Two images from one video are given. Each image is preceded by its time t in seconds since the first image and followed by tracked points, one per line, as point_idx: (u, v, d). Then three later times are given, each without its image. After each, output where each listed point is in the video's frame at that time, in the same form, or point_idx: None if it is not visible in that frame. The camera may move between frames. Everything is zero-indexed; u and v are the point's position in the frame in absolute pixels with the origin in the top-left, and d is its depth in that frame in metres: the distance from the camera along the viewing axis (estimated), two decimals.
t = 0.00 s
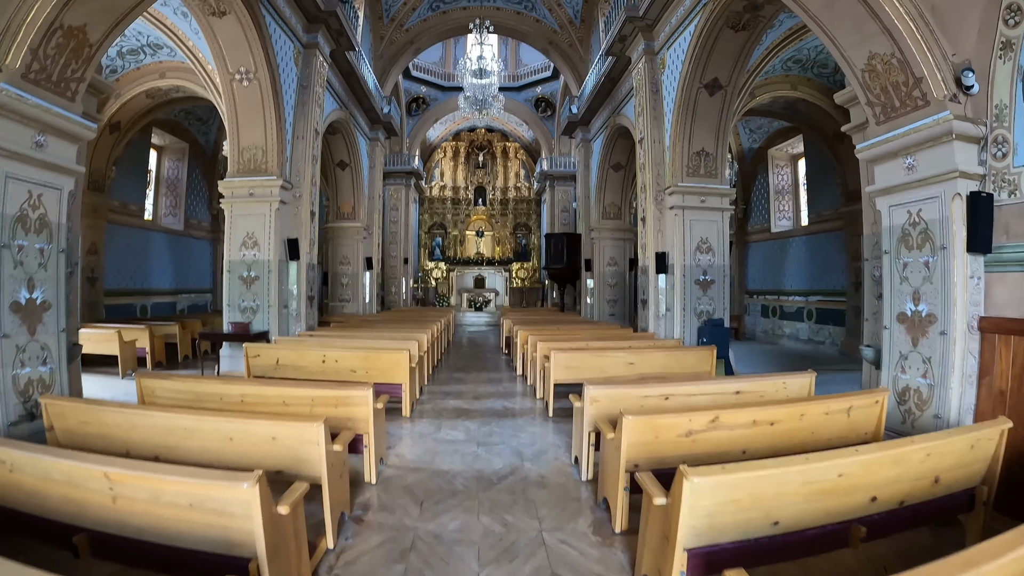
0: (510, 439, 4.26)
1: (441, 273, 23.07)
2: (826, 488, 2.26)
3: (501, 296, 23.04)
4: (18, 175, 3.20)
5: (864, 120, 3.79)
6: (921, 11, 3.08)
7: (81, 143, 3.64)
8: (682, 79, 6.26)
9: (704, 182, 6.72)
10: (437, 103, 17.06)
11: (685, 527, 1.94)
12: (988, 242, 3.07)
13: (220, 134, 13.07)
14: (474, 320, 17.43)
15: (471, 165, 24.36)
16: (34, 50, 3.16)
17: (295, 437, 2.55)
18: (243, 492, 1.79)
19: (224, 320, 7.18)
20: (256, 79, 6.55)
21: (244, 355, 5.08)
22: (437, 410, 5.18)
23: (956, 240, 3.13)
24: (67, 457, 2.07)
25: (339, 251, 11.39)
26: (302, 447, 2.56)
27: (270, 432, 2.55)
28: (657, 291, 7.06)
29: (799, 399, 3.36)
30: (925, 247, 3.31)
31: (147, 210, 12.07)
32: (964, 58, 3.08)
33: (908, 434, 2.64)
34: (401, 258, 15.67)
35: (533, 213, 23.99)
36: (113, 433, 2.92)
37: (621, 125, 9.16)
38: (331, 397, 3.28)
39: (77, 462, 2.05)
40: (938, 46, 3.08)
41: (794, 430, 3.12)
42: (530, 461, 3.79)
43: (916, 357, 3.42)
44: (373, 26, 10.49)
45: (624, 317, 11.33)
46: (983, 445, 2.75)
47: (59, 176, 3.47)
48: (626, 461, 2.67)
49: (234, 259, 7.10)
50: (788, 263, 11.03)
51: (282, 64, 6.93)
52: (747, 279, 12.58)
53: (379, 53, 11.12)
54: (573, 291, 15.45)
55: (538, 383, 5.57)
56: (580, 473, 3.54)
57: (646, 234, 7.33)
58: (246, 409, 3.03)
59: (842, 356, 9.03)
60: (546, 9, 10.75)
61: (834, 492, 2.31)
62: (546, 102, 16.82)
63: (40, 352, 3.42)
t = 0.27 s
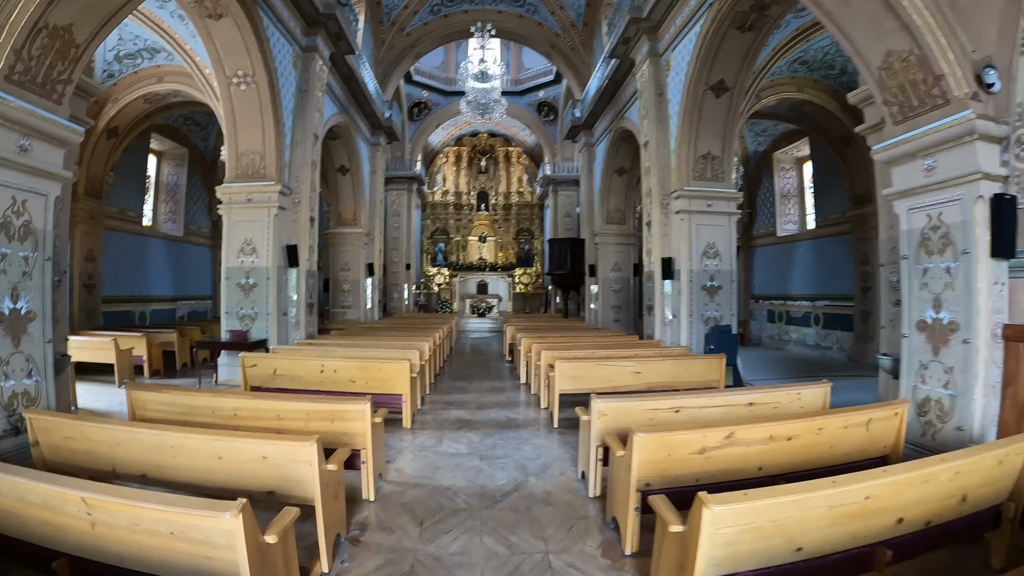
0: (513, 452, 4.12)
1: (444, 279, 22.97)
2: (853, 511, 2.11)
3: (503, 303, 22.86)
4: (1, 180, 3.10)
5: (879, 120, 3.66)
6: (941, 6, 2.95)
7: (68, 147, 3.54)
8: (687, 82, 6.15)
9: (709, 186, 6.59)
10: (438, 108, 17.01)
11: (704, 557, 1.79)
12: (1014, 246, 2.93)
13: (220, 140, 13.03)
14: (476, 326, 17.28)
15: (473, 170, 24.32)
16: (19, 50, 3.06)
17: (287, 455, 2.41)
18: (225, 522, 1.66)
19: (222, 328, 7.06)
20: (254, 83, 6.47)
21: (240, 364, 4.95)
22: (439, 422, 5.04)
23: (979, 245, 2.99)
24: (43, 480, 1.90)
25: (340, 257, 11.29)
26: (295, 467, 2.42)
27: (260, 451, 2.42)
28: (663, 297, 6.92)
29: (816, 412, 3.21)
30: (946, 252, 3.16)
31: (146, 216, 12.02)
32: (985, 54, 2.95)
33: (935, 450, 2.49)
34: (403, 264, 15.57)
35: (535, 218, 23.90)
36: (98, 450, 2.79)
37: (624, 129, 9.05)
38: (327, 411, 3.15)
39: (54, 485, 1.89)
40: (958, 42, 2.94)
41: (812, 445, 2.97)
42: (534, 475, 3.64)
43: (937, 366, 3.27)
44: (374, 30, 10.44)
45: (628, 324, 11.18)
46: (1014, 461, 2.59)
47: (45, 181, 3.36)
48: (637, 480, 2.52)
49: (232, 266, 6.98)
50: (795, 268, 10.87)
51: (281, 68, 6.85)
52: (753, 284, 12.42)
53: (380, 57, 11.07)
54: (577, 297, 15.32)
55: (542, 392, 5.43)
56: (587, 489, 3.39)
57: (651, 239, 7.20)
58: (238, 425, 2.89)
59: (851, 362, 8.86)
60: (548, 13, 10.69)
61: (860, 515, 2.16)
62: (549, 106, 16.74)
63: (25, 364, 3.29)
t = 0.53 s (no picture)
0: (519, 456, 4.00)
1: (446, 279, 22.49)
2: (884, 523, 1.99)
3: (507, 303, 23.02)
4: None
5: (897, 115, 3.54)
6: None
7: (61, 139, 3.44)
8: (695, 78, 6.03)
9: (718, 184, 6.47)
10: (441, 107, 16.93)
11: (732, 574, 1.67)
12: None
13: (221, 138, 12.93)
14: (479, 327, 17.16)
15: (476, 170, 24.22)
16: (9, 37, 2.96)
17: (285, 461, 2.30)
18: (215, 537, 1.54)
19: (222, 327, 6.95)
20: (256, 79, 6.37)
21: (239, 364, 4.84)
22: (442, 424, 4.92)
23: (1006, 243, 2.86)
24: (25, 488, 1.80)
25: (343, 256, 11.18)
26: (294, 473, 2.31)
27: (256, 458, 2.30)
28: (671, 298, 6.79)
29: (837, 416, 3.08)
30: (970, 251, 3.04)
31: (147, 214, 11.94)
32: (1010, 46, 2.81)
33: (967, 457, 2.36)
34: (406, 264, 15.47)
35: (539, 218, 23.78)
36: (88, 453, 2.68)
37: (631, 127, 8.94)
38: (327, 413, 3.03)
39: (36, 494, 1.78)
40: (983, 33, 2.81)
41: (832, 451, 2.85)
42: (541, 480, 3.52)
43: (960, 369, 3.14)
44: (377, 28, 10.35)
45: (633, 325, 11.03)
46: None
47: (36, 173, 3.26)
48: (653, 489, 2.40)
49: (232, 264, 6.87)
50: (803, 269, 10.74)
51: (283, 64, 6.75)
52: (759, 284, 12.27)
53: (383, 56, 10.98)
54: (581, 297, 15.20)
55: (548, 394, 5.31)
56: (596, 495, 3.27)
57: (658, 239, 7.08)
58: (234, 428, 2.77)
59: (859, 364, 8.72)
60: (553, 10, 10.59)
61: (891, 527, 2.04)
62: (553, 105, 16.63)
63: (14, 364, 3.18)
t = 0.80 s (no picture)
0: (522, 464, 3.87)
1: (444, 282, 22.69)
2: (917, 541, 1.87)
3: (505, 307, 22.65)
4: None
5: (914, 116, 3.43)
6: None
7: (48, 131, 3.30)
8: (700, 79, 5.94)
9: (723, 187, 6.38)
10: (441, 108, 16.85)
11: None
12: None
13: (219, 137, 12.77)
14: (477, 331, 17.02)
15: (475, 173, 24.14)
16: None
17: (279, 473, 2.16)
18: (200, 562, 1.40)
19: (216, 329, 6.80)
20: (253, 75, 6.24)
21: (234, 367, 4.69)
22: (442, 430, 4.78)
23: None
24: None
25: (341, 257, 11.04)
26: (289, 486, 2.17)
27: (247, 469, 2.17)
28: (674, 302, 6.67)
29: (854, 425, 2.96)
30: (991, 255, 2.93)
31: (142, 213, 11.79)
32: None
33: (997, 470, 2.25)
34: (405, 266, 15.35)
35: (538, 221, 23.69)
36: (71, 461, 2.53)
37: (633, 130, 8.86)
38: (323, 421, 2.89)
39: (9, 509, 1.65)
40: (1008, 31, 2.69)
41: (852, 462, 2.73)
42: (546, 491, 3.39)
43: (981, 377, 3.03)
44: (377, 27, 10.26)
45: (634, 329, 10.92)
46: None
47: (21, 165, 3.12)
48: (668, 503, 2.28)
49: (227, 264, 6.73)
50: (805, 274, 10.67)
51: (281, 61, 6.62)
52: (761, 290, 12.19)
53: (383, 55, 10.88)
54: (581, 301, 15.08)
55: (550, 400, 5.19)
56: (604, 507, 3.14)
57: (662, 242, 6.98)
58: (226, 436, 2.63)
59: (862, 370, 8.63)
60: (555, 12, 10.53)
61: (923, 546, 1.92)
62: (553, 108, 16.57)
63: None
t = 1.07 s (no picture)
0: (524, 477, 3.75)
1: (441, 288, 22.62)
2: (946, 562, 1.77)
3: (502, 312, 22.38)
4: None
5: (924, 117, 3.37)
6: None
7: (32, 134, 3.18)
8: (701, 82, 5.88)
9: (724, 191, 6.31)
10: (437, 113, 16.79)
11: None
12: None
13: (213, 142, 12.65)
14: (474, 337, 16.89)
15: (472, 178, 24.09)
16: None
17: (271, 494, 2.05)
18: None
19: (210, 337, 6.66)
20: (247, 79, 6.14)
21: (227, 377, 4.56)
22: (441, 441, 4.66)
23: None
24: None
25: (337, 263, 10.93)
26: (281, 508, 2.06)
27: (237, 490, 2.06)
28: (676, 307, 6.58)
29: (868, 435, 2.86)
30: (1007, 258, 2.85)
31: (136, 219, 11.66)
32: None
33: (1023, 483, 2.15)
34: (401, 272, 15.24)
35: (535, 227, 23.63)
36: (54, 480, 2.40)
37: (632, 134, 8.81)
38: (317, 435, 2.77)
39: None
40: None
41: (867, 475, 2.63)
42: (549, 505, 3.28)
43: (997, 384, 2.94)
44: (373, 31, 10.20)
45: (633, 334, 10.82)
46: None
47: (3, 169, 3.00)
48: (680, 521, 2.17)
49: (221, 270, 6.60)
50: (804, 278, 10.62)
51: (276, 64, 6.54)
52: (760, 294, 12.13)
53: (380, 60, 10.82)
54: (579, 306, 14.98)
55: (551, 409, 5.09)
56: (609, 522, 3.02)
57: (662, 247, 6.90)
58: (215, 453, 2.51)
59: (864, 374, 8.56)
60: (552, 16, 10.51)
61: (952, 567, 1.82)
62: (550, 112, 16.54)
63: None
